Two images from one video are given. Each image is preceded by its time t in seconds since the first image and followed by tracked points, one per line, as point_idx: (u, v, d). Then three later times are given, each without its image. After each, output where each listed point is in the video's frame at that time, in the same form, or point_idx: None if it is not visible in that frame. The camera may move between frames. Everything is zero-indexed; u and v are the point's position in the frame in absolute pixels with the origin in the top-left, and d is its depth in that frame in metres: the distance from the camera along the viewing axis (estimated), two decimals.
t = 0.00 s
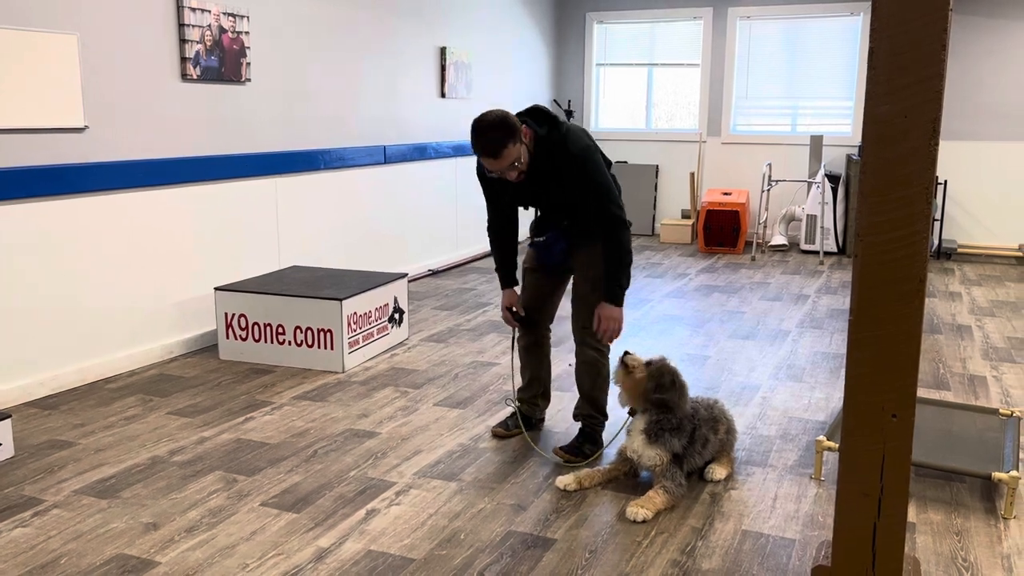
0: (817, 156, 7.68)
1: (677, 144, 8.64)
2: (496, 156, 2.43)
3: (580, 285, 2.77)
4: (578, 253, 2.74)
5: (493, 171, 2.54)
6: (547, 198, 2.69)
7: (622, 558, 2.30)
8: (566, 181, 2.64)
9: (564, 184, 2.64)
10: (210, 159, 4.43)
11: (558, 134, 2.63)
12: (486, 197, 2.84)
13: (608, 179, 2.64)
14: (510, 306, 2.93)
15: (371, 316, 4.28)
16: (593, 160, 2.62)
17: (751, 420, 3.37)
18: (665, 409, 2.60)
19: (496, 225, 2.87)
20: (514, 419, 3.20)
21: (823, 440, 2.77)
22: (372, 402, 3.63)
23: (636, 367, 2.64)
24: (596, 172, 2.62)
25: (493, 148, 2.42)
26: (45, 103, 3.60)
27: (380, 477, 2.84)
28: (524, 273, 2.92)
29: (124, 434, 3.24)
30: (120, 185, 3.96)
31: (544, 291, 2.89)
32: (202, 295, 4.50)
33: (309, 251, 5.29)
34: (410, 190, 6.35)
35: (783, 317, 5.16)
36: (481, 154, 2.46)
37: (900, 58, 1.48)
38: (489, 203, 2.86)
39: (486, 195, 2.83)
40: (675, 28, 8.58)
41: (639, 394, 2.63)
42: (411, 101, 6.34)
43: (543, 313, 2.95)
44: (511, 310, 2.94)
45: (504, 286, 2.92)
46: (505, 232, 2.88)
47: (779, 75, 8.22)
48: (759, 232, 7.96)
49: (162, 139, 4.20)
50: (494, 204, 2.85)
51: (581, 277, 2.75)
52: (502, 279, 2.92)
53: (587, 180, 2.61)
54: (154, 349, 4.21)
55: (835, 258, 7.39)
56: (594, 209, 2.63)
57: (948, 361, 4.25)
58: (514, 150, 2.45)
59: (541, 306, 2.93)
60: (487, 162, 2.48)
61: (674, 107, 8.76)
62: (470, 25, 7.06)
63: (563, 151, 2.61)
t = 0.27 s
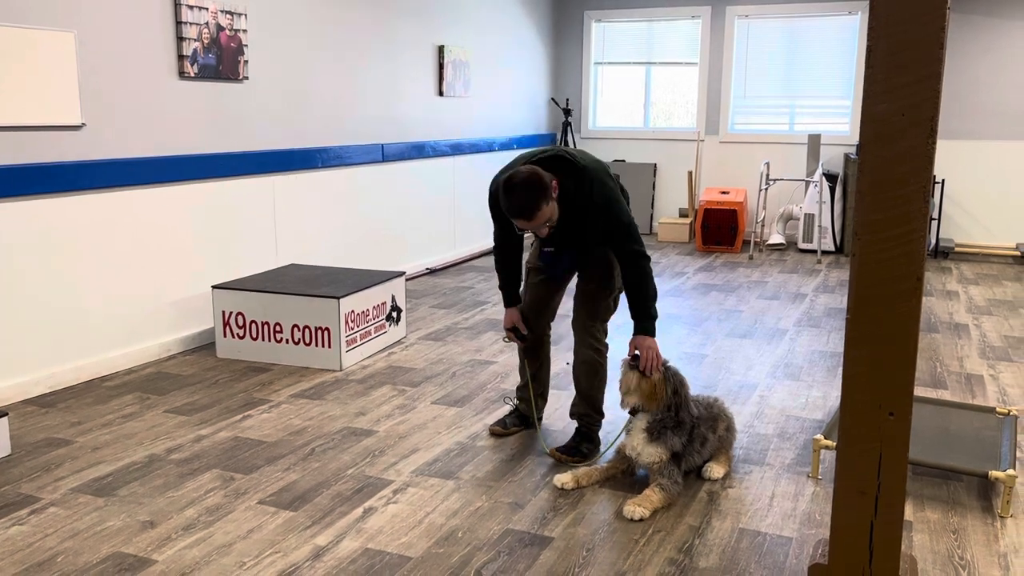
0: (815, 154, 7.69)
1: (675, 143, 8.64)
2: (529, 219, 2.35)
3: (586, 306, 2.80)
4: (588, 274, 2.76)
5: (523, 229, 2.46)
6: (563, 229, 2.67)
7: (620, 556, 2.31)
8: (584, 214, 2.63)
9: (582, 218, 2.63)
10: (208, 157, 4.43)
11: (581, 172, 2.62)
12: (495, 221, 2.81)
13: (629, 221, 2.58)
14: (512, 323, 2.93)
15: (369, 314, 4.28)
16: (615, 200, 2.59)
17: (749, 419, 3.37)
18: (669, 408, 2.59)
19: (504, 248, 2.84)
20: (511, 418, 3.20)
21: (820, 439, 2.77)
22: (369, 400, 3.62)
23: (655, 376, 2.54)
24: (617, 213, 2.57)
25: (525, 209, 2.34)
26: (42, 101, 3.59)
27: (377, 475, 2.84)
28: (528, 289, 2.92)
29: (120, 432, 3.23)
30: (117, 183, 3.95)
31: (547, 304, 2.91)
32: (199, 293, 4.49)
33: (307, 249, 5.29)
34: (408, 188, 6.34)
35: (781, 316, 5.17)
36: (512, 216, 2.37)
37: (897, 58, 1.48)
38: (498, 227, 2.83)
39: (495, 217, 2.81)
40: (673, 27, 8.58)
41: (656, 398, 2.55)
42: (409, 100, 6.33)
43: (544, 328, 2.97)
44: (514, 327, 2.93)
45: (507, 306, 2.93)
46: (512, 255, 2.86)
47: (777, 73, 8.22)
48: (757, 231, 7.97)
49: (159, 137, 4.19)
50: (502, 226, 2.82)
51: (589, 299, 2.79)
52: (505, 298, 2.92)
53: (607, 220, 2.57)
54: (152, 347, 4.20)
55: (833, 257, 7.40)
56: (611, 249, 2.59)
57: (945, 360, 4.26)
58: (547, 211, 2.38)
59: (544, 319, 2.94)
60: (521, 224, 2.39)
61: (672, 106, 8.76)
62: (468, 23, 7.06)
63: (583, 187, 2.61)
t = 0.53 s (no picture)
0: (813, 153, 7.69)
1: (673, 141, 8.64)
2: (555, 244, 2.31)
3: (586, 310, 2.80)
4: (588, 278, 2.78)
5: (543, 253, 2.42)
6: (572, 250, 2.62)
7: (618, 553, 2.31)
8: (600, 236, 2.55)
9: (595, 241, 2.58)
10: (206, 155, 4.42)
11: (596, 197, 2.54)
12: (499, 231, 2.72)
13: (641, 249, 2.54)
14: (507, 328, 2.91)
15: (367, 312, 4.28)
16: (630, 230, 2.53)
17: (747, 417, 3.37)
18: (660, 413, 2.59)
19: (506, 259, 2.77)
20: (510, 415, 3.21)
21: (819, 437, 2.78)
22: (368, 398, 3.62)
23: (617, 389, 2.58)
24: (631, 239, 2.51)
25: (551, 234, 2.29)
26: (39, 99, 3.58)
27: (376, 473, 2.84)
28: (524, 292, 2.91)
29: (118, 429, 3.23)
30: (114, 180, 3.94)
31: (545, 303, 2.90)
32: (197, 291, 4.49)
33: (306, 247, 5.28)
34: (406, 186, 6.34)
35: (779, 314, 5.17)
36: (536, 239, 2.32)
37: (896, 55, 1.48)
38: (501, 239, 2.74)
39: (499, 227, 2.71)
40: (671, 25, 8.58)
41: (625, 408, 2.58)
42: (407, 98, 6.32)
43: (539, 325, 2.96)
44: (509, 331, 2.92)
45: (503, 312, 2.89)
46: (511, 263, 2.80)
47: (775, 72, 8.22)
48: (755, 230, 7.97)
49: (157, 134, 4.18)
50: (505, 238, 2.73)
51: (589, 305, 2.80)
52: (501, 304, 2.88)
53: (624, 252, 2.51)
54: (149, 345, 4.20)
55: (831, 256, 7.40)
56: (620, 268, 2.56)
57: (943, 358, 4.26)
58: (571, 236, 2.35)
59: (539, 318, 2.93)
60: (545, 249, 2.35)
61: (670, 104, 8.76)
62: (466, 21, 7.05)
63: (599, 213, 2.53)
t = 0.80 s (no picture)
0: (811, 150, 7.69)
1: (671, 139, 8.64)
2: (557, 197, 2.31)
3: (582, 300, 2.80)
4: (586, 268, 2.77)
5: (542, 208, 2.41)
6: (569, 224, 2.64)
7: (616, 551, 2.31)
8: (602, 208, 2.57)
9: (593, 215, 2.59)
10: (203, 152, 4.41)
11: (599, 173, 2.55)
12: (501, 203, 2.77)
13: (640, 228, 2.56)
14: (502, 308, 2.93)
15: (365, 310, 4.27)
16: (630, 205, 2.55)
17: (744, 414, 3.37)
18: (655, 412, 2.59)
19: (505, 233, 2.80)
20: (507, 413, 3.20)
21: (816, 434, 2.78)
22: (365, 396, 3.62)
23: (609, 389, 2.59)
24: (633, 214, 2.54)
25: (554, 185, 2.30)
26: (35, 95, 3.57)
27: (373, 470, 2.83)
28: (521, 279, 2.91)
29: (115, 427, 3.23)
30: (111, 177, 3.93)
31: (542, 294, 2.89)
32: (195, 288, 4.48)
33: (303, 245, 5.28)
34: (404, 183, 6.33)
35: (777, 311, 5.17)
36: (538, 189, 2.32)
37: (893, 51, 1.48)
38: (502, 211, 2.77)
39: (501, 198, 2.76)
40: (669, 22, 8.57)
41: (619, 407, 2.59)
42: (405, 95, 6.32)
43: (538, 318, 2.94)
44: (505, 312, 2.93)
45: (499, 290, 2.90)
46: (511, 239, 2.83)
47: (773, 69, 8.22)
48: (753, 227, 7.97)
49: (153, 131, 4.18)
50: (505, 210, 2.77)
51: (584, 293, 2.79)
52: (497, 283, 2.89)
53: (624, 223, 2.53)
54: (147, 342, 4.19)
55: (829, 253, 7.40)
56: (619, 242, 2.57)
57: (940, 355, 4.26)
58: (573, 194, 2.35)
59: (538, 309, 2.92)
60: (546, 201, 2.35)
61: (668, 102, 8.76)
62: (464, 18, 7.04)
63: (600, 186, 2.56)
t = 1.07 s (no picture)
0: (810, 146, 7.69)
1: (669, 135, 8.63)
2: (535, 99, 2.39)
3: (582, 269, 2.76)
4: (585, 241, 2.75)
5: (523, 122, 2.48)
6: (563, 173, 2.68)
7: (614, 547, 2.31)
8: (593, 151, 2.61)
9: (584, 158, 2.63)
10: (200, 149, 4.41)
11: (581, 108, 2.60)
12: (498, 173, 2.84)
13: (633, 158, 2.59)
14: (511, 283, 2.91)
15: (363, 307, 4.27)
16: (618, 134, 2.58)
17: (742, 410, 3.38)
18: (658, 409, 2.59)
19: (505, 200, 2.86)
20: (504, 410, 3.17)
21: (814, 431, 2.78)
22: (363, 393, 3.62)
23: (625, 391, 2.59)
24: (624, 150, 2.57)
25: (531, 88, 2.38)
26: (32, 92, 3.56)
27: (372, 467, 2.83)
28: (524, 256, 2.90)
29: (113, 425, 3.23)
30: (108, 174, 3.92)
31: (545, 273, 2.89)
32: (193, 286, 4.48)
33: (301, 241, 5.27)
34: (402, 180, 6.33)
35: (775, 308, 5.17)
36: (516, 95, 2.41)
37: (890, 49, 1.48)
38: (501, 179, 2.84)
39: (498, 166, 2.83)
40: (667, 18, 8.57)
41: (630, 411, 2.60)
42: (403, 91, 6.31)
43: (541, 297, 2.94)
44: (511, 287, 2.92)
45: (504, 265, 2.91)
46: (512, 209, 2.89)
47: (771, 65, 8.22)
48: (751, 223, 7.97)
49: (151, 128, 4.17)
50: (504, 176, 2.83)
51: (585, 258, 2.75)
52: (502, 256, 2.91)
53: (614, 155, 2.58)
54: (145, 339, 4.19)
55: (827, 249, 7.41)
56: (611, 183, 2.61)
57: (938, 351, 4.27)
58: (553, 100, 2.42)
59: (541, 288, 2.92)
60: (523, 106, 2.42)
61: (666, 98, 8.75)
62: (462, 14, 7.03)
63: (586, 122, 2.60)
